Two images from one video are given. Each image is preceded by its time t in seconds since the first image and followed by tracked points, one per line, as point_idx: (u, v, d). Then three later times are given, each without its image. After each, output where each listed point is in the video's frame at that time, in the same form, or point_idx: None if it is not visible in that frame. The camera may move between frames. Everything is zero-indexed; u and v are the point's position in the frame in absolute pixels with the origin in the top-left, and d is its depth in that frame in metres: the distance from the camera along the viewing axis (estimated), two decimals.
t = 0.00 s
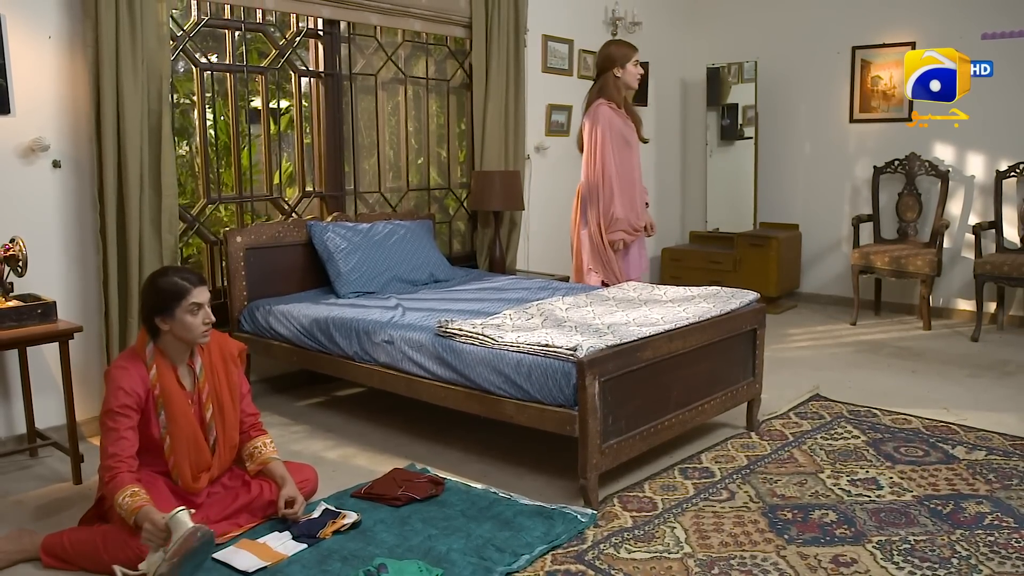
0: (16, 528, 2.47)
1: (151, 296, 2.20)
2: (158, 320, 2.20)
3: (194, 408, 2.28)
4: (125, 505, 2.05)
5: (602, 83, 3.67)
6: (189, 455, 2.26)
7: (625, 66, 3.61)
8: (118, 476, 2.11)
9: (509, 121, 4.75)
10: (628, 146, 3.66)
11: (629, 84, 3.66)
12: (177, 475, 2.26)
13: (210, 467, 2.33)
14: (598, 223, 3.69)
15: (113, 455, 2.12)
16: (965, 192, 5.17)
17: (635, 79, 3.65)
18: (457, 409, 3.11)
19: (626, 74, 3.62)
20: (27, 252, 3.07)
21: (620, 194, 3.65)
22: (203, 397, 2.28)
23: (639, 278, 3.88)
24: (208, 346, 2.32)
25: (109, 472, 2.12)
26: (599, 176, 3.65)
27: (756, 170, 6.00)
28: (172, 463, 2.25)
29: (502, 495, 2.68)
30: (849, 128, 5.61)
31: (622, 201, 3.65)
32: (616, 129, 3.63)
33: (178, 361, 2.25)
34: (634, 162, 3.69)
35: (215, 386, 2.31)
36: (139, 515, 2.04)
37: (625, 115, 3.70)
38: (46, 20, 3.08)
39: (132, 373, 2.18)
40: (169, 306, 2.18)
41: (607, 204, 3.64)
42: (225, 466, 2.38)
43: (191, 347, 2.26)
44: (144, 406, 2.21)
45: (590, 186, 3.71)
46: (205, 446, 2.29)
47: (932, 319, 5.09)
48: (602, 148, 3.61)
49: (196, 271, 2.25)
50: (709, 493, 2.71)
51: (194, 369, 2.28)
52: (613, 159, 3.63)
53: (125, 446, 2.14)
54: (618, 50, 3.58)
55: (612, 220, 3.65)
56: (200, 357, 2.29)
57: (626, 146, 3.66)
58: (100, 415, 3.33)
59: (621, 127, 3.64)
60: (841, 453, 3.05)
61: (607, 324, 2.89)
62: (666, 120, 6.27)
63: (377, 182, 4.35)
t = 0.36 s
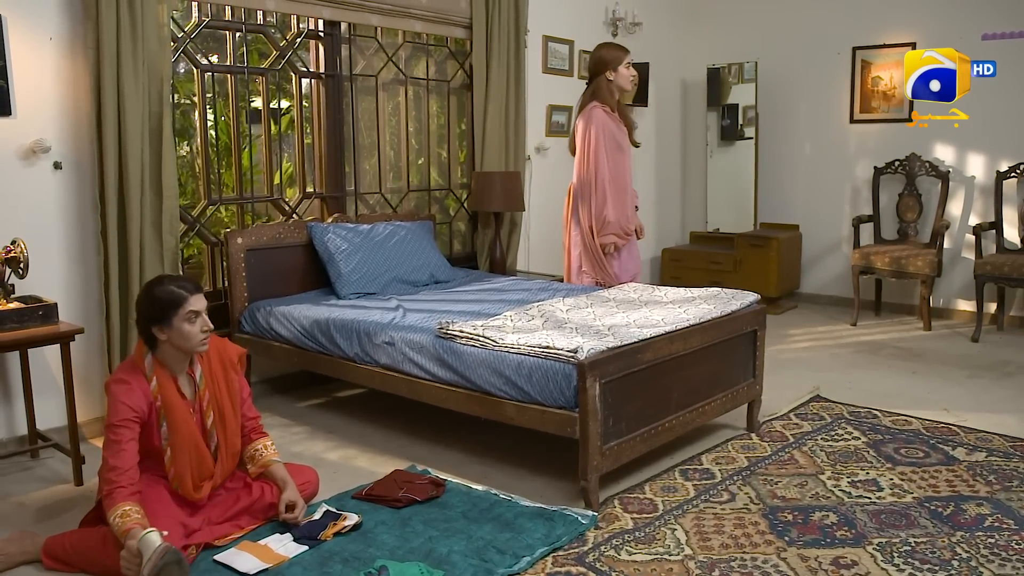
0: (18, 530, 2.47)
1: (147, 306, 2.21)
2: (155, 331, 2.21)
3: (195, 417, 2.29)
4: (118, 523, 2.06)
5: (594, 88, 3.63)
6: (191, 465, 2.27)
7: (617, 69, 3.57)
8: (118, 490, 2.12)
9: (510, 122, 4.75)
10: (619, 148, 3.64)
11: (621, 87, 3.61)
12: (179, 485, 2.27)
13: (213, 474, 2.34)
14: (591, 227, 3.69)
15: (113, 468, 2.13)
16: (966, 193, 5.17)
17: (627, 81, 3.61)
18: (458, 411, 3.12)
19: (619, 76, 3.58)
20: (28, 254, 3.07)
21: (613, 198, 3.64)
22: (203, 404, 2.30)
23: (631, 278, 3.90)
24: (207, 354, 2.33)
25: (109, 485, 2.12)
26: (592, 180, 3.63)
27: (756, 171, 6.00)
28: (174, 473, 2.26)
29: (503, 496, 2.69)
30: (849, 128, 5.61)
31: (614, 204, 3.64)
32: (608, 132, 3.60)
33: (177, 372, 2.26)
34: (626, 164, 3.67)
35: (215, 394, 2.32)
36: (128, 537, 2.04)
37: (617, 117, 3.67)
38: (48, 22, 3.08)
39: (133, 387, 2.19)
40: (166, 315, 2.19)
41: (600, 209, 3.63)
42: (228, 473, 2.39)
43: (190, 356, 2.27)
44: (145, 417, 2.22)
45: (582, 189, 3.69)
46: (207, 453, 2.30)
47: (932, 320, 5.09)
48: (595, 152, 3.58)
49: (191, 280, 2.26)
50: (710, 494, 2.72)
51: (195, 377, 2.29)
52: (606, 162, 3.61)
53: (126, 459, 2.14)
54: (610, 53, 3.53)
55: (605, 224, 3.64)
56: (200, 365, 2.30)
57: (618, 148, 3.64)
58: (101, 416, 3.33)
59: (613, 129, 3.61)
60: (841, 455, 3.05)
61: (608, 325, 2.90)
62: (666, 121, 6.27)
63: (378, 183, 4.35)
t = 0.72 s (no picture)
0: (19, 532, 2.48)
1: (145, 311, 2.21)
2: (155, 336, 2.21)
3: (194, 421, 2.31)
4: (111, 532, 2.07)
5: (588, 88, 3.69)
6: (188, 469, 2.28)
7: (609, 70, 3.62)
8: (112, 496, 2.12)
9: (510, 122, 4.75)
10: (613, 149, 3.70)
11: (614, 89, 3.67)
12: (176, 490, 2.28)
13: (211, 478, 2.35)
14: (586, 227, 3.74)
15: (108, 475, 2.13)
16: (966, 193, 5.18)
17: (621, 83, 3.65)
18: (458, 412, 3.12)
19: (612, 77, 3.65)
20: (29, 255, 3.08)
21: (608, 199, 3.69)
22: (202, 408, 2.31)
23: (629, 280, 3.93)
24: (207, 358, 2.34)
25: (104, 492, 2.12)
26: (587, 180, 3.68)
27: (756, 171, 6.00)
28: (171, 478, 2.27)
29: (504, 498, 2.69)
30: (850, 129, 5.61)
31: (609, 205, 3.69)
32: (602, 133, 3.67)
33: (175, 377, 2.28)
34: (620, 165, 3.73)
35: (214, 397, 2.33)
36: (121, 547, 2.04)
37: (612, 119, 3.73)
38: (49, 23, 3.09)
39: (131, 393, 2.19)
40: (165, 320, 2.19)
41: (595, 209, 3.67)
42: (227, 476, 2.40)
43: (190, 360, 2.28)
44: (142, 423, 2.23)
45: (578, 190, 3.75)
46: (205, 457, 2.31)
47: (932, 320, 5.09)
48: (589, 152, 3.64)
49: (190, 284, 2.27)
50: (711, 496, 2.72)
51: (193, 381, 2.31)
52: (600, 162, 3.67)
53: (122, 465, 2.15)
54: (603, 54, 3.60)
55: (600, 224, 3.69)
56: (199, 369, 2.32)
57: (612, 149, 3.70)
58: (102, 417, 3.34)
59: (608, 131, 3.67)
60: (841, 456, 3.06)
61: (609, 326, 2.90)
62: (666, 121, 6.27)
63: (378, 184, 4.35)
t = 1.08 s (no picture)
0: (21, 533, 2.48)
1: (145, 312, 2.22)
2: (155, 337, 2.21)
3: (193, 421, 2.32)
4: (106, 535, 2.07)
5: (585, 88, 3.74)
6: (186, 470, 2.28)
7: (604, 70, 3.66)
8: (107, 499, 2.13)
9: (511, 123, 4.75)
10: (605, 149, 3.73)
11: (609, 88, 3.70)
12: (176, 491, 2.28)
13: (210, 479, 2.36)
14: (578, 226, 3.77)
15: (103, 477, 2.14)
16: (966, 193, 5.18)
17: (616, 83, 3.68)
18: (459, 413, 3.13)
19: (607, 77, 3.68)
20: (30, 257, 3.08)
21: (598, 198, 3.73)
22: (201, 409, 2.32)
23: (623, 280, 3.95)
24: (206, 359, 2.35)
25: (100, 494, 2.14)
26: (579, 179, 3.72)
27: (756, 171, 6.00)
28: (169, 479, 2.28)
29: (504, 499, 2.69)
30: (850, 129, 5.61)
31: (600, 203, 3.72)
32: (594, 132, 3.70)
33: (173, 379, 2.29)
34: (612, 164, 3.75)
35: (213, 398, 2.34)
36: (116, 550, 2.05)
37: (608, 118, 3.76)
38: (49, 25, 3.09)
39: (127, 395, 2.21)
40: (164, 321, 2.20)
41: (585, 207, 3.71)
42: (225, 478, 2.40)
43: (190, 361, 2.29)
44: (139, 424, 2.24)
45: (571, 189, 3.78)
46: (204, 458, 2.32)
47: (932, 320, 5.10)
48: (579, 151, 3.68)
49: (189, 285, 2.28)
50: (711, 497, 2.72)
51: (192, 382, 2.31)
52: (592, 161, 3.70)
53: (117, 467, 2.16)
54: (598, 53, 3.64)
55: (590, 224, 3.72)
56: (198, 370, 2.33)
57: (604, 148, 3.72)
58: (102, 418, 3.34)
59: (601, 130, 3.70)
60: (841, 457, 3.06)
61: (609, 328, 2.90)
62: (666, 121, 6.27)
63: (379, 185, 4.36)
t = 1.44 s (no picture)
0: (21, 536, 2.48)
1: (145, 311, 2.22)
2: (155, 336, 2.21)
3: (192, 421, 2.32)
4: (104, 535, 2.08)
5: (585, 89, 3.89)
6: (186, 470, 2.29)
7: (591, 72, 3.81)
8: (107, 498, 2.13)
9: (511, 124, 4.75)
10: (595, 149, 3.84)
11: (600, 90, 3.83)
12: (176, 491, 2.29)
13: (210, 479, 2.36)
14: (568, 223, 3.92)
15: (102, 477, 2.14)
16: (966, 194, 5.18)
17: (603, 86, 3.81)
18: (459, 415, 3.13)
19: (600, 79, 3.80)
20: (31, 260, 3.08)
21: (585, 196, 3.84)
22: (200, 409, 2.32)
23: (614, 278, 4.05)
24: (205, 359, 2.36)
25: (98, 494, 2.14)
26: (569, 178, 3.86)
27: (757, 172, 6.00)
28: (169, 479, 2.28)
29: (505, 501, 2.70)
30: (850, 130, 5.61)
31: (588, 202, 3.84)
32: (584, 132, 3.82)
33: (172, 378, 2.29)
34: (602, 164, 3.86)
35: (212, 398, 2.34)
36: (115, 550, 2.05)
37: (604, 120, 3.87)
38: (49, 27, 3.09)
39: (126, 393, 2.21)
40: (165, 320, 2.20)
41: (572, 205, 3.85)
42: (225, 478, 2.41)
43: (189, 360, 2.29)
44: (138, 424, 2.25)
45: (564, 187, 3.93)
46: (204, 459, 2.32)
47: (933, 321, 5.10)
48: (569, 151, 3.82)
49: (189, 284, 2.28)
50: (711, 499, 2.72)
51: (191, 382, 2.32)
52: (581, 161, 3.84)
53: (115, 467, 2.16)
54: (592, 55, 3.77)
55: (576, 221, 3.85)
56: (197, 370, 2.33)
57: (594, 148, 3.83)
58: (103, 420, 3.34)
59: (592, 130, 3.83)
60: (841, 459, 3.06)
61: (610, 330, 2.90)
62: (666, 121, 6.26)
63: (379, 186, 4.36)
